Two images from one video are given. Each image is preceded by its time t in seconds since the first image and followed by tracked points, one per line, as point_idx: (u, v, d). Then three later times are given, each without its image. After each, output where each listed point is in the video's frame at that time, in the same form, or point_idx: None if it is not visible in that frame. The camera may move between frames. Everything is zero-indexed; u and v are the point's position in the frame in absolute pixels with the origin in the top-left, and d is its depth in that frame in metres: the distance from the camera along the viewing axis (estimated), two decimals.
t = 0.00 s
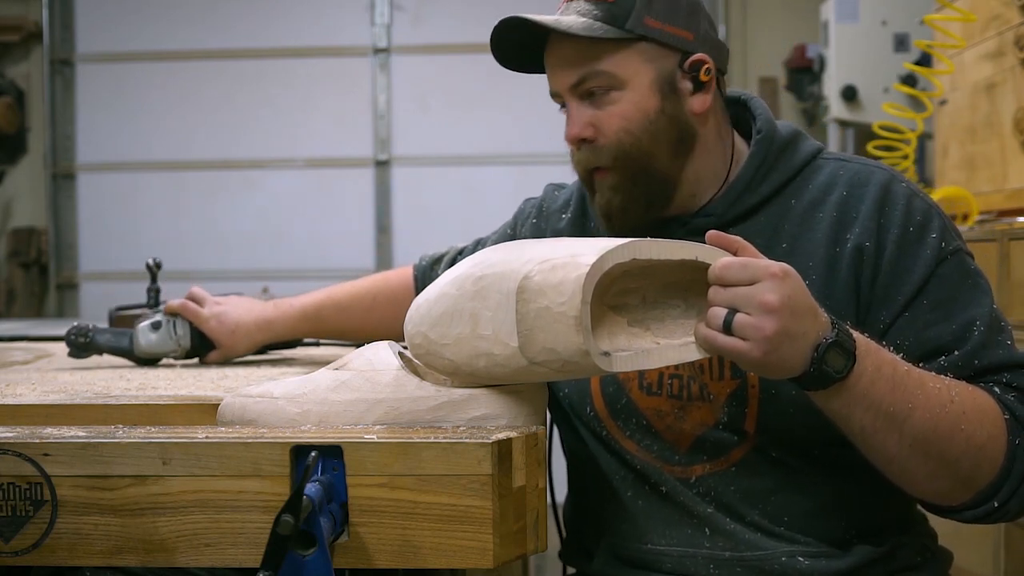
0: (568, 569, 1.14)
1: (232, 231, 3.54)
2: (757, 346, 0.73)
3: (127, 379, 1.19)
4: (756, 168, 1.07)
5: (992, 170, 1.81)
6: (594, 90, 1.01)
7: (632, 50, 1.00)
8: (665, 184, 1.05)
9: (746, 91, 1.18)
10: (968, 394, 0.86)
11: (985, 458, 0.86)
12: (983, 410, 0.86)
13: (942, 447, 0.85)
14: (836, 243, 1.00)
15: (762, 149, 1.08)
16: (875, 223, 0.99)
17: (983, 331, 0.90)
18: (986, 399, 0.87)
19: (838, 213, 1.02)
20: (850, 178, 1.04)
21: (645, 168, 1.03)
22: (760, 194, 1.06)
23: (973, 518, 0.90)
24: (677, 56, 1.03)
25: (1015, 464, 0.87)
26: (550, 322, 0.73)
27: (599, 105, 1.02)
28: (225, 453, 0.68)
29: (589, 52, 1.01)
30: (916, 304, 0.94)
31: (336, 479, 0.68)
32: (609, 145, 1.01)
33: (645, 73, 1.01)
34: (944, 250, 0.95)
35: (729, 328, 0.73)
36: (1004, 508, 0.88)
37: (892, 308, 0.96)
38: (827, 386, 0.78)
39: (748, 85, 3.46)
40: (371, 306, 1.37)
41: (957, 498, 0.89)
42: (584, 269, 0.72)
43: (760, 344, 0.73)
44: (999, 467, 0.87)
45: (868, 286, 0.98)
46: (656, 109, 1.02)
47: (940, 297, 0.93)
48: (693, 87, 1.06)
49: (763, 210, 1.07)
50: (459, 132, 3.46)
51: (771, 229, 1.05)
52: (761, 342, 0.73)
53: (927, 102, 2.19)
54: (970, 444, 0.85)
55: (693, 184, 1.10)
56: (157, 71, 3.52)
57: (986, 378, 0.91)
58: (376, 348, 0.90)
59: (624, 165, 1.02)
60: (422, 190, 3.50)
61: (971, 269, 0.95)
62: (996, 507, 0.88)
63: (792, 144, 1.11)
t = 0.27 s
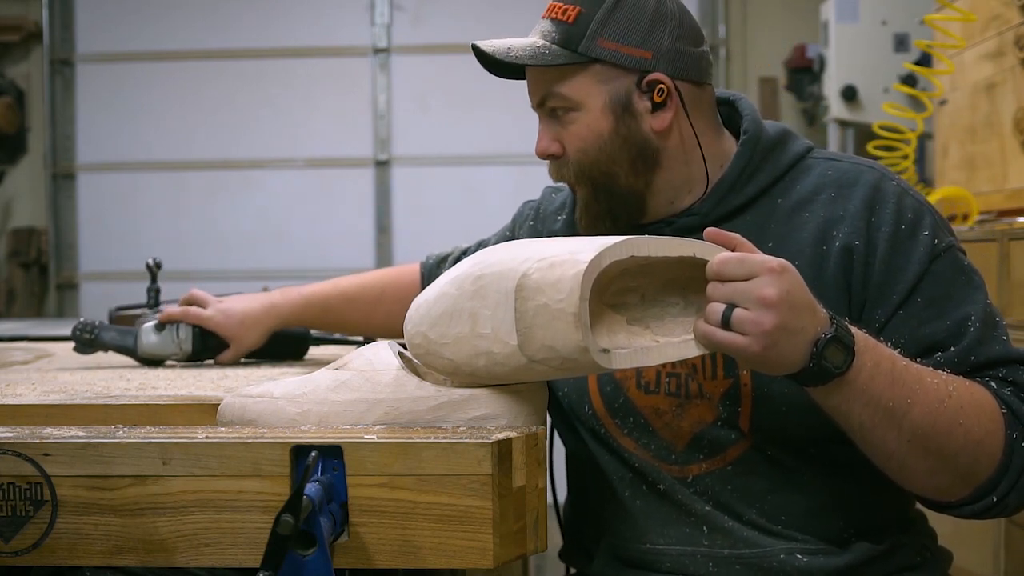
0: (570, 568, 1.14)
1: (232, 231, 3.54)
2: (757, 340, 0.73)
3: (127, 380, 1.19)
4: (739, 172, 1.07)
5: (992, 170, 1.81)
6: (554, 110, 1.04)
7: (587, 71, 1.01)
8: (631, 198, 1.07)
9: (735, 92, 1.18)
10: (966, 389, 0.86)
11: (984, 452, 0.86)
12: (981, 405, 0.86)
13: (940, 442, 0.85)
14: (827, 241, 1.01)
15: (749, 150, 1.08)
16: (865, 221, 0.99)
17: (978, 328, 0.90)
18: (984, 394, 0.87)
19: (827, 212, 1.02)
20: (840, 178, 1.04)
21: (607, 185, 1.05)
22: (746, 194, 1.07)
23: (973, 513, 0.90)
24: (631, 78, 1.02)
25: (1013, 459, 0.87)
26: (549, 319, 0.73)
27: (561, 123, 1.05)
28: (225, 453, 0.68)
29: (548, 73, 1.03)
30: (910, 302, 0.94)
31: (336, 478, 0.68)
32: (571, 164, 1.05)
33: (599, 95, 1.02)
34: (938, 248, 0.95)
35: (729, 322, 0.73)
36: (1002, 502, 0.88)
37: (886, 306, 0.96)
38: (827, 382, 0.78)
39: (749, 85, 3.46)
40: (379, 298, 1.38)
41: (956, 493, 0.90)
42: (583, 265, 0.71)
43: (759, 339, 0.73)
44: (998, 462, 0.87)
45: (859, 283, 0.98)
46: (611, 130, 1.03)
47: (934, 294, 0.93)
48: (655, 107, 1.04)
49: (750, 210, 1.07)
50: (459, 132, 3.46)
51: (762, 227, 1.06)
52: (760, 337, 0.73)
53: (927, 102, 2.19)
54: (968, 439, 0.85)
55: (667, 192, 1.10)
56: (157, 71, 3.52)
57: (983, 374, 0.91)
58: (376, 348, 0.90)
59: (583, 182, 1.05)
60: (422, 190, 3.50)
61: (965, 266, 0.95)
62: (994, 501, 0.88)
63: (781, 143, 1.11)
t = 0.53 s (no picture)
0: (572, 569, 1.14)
1: (232, 231, 3.54)
2: (757, 340, 0.73)
3: (127, 379, 1.19)
4: (738, 173, 1.07)
5: (992, 170, 1.81)
6: (611, 87, 1.01)
7: (643, 45, 1.00)
8: (680, 180, 1.06)
9: (729, 94, 1.18)
10: (962, 387, 0.86)
11: (982, 446, 0.86)
12: (977, 401, 0.86)
13: (939, 439, 0.85)
14: (823, 240, 1.01)
15: (744, 151, 1.08)
16: (862, 220, 0.99)
17: (973, 324, 0.91)
18: (980, 391, 0.87)
19: (825, 211, 1.02)
20: (836, 177, 1.04)
21: (667, 162, 1.03)
22: (746, 194, 1.07)
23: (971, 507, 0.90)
24: (679, 54, 1.04)
25: (1010, 453, 0.87)
26: (549, 319, 0.73)
27: (615, 103, 1.01)
28: (225, 453, 0.68)
29: (603, 49, 1.00)
30: (907, 299, 0.94)
31: (336, 478, 0.68)
32: (631, 142, 1.02)
33: (658, 68, 1.01)
34: (932, 245, 0.95)
35: (729, 322, 0.73)
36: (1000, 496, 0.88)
37: (883, 303, 0.96)
38: (827, 380, 0.78)
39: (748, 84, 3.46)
40: (384, 291, 1.40)
41: (954, 488, 0.90)
42: (583, 266, 0.71)
43: (759, 337, 0.73)
44: (995, 457, 0.87)
45: (856, 282, 0.98)
46: (672, 103, 1.02)
47: (930, 291, 0.93)
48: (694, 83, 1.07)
49: (750, 210, 1.07)
50: (459, 132, 3.46)
51: (760, 228, 1.05)
52: (760, 336, 0.73)
53: (927, 102, 2.19)
54: (966, 436, 0.85)
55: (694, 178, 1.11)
56: (157, 71, 3.52)
57: (979, 370, 0.91)
58: (376, 348, 0.90)
59: (647, 161, 1.02)
60: (422, 190, 3.50)
61: (959, 263, 0.95)
62: (992, 496, 0.88)
63: (776, 144, 1.10)
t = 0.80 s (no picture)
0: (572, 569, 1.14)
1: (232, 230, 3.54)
2: (758, 345, 0.73)
3: (127, 380, 1.19)
4: (738, 172, 1.07)
5: (992, 170, 1.81)
6: (602, 93, 1.01)
7: (634, 52, 1.00)
8: (670, 185, 1.06)
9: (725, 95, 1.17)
10: (961, 385, 0.87)
11: (980, 444, 0.86)
12: (976, 399, 0.86)
13: (939, 437, 0.84)
14: (821, 238, 1.01)
15: (742, 152, 1.08)
16: (860, 218, 1.00)
17: (969, 320, 0.91)
18: (978, 389, 0.88)
19: (822, 211, 1.02)
20: (832, 177, 1.05)
21: (655, 169, 1.03)
22: (744, 195, 1.07)
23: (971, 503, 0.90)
24: (672, 58, 1.04)
25: (1007, 448, 0.87)
26: (552, 321, 0.73)
27: (605, 109, 1.01)
28: (225, 453, 0.68)
29: (593, 55, 1.00)
30: (903, 295, 0.94)
31: (336, 478, 0.68)
32: (620, 148, 1.01)
33: (648, 74, 1.01)
34: (927, 243, 0.96)
35: (730, 327, 0.73)
36: (1000, 492, 0.88)
37: (880, 299, 0.96)
38: (827, 386, 0.78)
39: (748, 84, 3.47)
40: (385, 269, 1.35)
41: (953, 485, 0.90)
42: (587, 268, 0.71)
43: (760, 344, 0.72)
44: (993, 453, 0.87)
45: (854, 279, 0.99)
46: (662, 110, 1.02)
47: (926, 288, 0.94)
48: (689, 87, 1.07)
49: (748, 211, 1.07)
50: (460, 132, 3.46)
51: (759, 228, 1.06)
52: (761, 342, 0.72)
53: (927, 102, 2.19)
54: (965, 433, 0.85)
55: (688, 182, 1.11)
56: (157, 71, 3.52)
57: (975, 367, 0.91)
58: (376, 348, 0.90)
59: (634, 168, 1.02)
60: (422, 190, 3.50)
61: (954, 260, 0.96)
62: (991, 492, 0.88)
63: (773, 145, 1.11)
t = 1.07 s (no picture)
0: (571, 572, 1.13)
1: (232, 230, 3.54)
2: (760, 349, 0.73)
3: (127, 380, 1.19)
4: (736, 171, 1.07)
5: (992, 170, 1.81)
6: (589, 96, 1.02)
7: (622, 55, 1.01)
8: (659, 188, 1.06)
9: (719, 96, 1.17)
10: (958, 380, 0.87)
11: (978, 439, 0.87)
12: (974, 394, 0.87)
13: (938, 431, 0.85)
14: (820, 234, 1.01)
15: (741, 151, 1.07)
16: (857, 214, 1.00)
17: (965, 313, 0.92)
18: (975, 382, 0.88)
19: (820, 207, 1.02)
20: (829, 174, 1.05)
21: (642, 172, 1.03)
22: (744, 193, 1.06)
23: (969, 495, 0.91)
24: (661, 62, 1.04)
25: (1004, 440, 0.88)
26: (556, 322, 0.73)
27: (592, 113, 1.03)
28: (225, 453, 0.68)
29: (580, 60, 1.01)
30: (901, 289, 0.96)
31: (336, 479, 0.68)
32: (607, 150, 1.02)
33: (637, 78, 1.02)
34: (923, 238, 0.97)
35: (732, 330, 0.73)
36: (997, 484, 0.89)
37: (878, 293, 0.97)
38: (829, 386, 0.78)
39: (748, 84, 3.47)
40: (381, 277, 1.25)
41: (951, 478, 0.90)
42: (592, 270, 0.71)
43: (762, 347, 0.73)
44: (991, 446, 0.88)
45: (853, 274, 0.99)
46: (650, 112, 1.03)
47: (923, 281, 0.95)
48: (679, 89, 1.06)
49: (747, 209, 1.07)
50: (459, 132, 3.46)
51: (759, 225, 1.05)
52: (763, 346, 0.73)
53: (927, 102, 2.19)
54: (964, 427, 0.86)
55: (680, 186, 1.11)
56: (157, 71, 3.52)
57: (971, 360, 0.92)
58: (376, 348, 0.90)
59: (621, 170, 1.02)
60: (422, 190, 3.50)
61: (949, 255, 0.97)
62: (989, 484, 0.89)
63: (769, 145, 1.10)
